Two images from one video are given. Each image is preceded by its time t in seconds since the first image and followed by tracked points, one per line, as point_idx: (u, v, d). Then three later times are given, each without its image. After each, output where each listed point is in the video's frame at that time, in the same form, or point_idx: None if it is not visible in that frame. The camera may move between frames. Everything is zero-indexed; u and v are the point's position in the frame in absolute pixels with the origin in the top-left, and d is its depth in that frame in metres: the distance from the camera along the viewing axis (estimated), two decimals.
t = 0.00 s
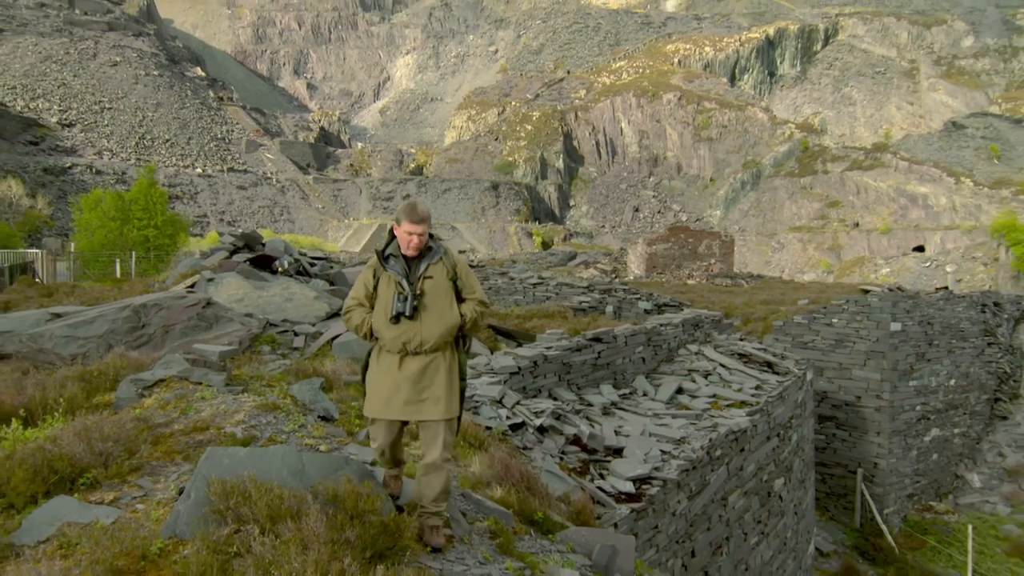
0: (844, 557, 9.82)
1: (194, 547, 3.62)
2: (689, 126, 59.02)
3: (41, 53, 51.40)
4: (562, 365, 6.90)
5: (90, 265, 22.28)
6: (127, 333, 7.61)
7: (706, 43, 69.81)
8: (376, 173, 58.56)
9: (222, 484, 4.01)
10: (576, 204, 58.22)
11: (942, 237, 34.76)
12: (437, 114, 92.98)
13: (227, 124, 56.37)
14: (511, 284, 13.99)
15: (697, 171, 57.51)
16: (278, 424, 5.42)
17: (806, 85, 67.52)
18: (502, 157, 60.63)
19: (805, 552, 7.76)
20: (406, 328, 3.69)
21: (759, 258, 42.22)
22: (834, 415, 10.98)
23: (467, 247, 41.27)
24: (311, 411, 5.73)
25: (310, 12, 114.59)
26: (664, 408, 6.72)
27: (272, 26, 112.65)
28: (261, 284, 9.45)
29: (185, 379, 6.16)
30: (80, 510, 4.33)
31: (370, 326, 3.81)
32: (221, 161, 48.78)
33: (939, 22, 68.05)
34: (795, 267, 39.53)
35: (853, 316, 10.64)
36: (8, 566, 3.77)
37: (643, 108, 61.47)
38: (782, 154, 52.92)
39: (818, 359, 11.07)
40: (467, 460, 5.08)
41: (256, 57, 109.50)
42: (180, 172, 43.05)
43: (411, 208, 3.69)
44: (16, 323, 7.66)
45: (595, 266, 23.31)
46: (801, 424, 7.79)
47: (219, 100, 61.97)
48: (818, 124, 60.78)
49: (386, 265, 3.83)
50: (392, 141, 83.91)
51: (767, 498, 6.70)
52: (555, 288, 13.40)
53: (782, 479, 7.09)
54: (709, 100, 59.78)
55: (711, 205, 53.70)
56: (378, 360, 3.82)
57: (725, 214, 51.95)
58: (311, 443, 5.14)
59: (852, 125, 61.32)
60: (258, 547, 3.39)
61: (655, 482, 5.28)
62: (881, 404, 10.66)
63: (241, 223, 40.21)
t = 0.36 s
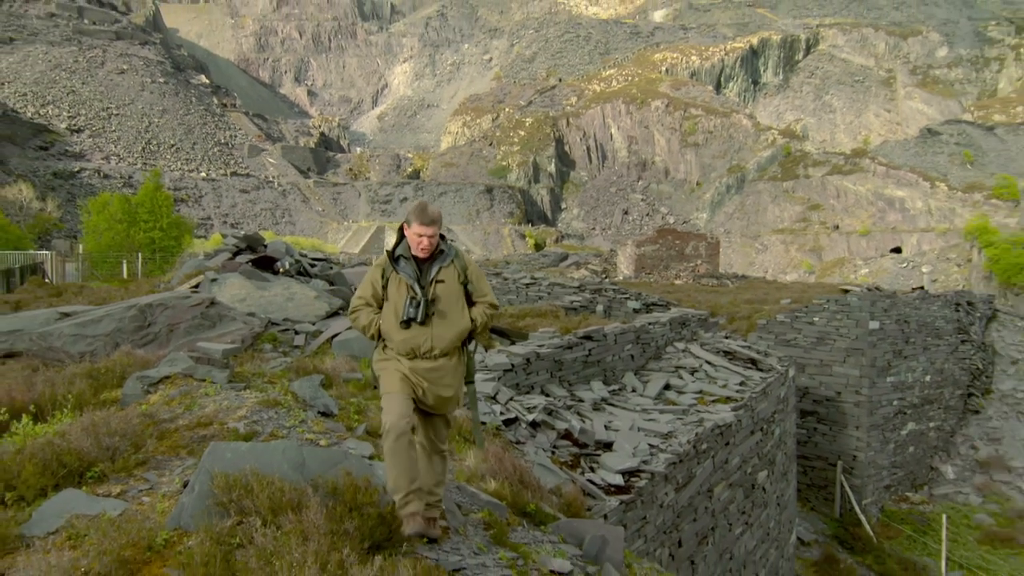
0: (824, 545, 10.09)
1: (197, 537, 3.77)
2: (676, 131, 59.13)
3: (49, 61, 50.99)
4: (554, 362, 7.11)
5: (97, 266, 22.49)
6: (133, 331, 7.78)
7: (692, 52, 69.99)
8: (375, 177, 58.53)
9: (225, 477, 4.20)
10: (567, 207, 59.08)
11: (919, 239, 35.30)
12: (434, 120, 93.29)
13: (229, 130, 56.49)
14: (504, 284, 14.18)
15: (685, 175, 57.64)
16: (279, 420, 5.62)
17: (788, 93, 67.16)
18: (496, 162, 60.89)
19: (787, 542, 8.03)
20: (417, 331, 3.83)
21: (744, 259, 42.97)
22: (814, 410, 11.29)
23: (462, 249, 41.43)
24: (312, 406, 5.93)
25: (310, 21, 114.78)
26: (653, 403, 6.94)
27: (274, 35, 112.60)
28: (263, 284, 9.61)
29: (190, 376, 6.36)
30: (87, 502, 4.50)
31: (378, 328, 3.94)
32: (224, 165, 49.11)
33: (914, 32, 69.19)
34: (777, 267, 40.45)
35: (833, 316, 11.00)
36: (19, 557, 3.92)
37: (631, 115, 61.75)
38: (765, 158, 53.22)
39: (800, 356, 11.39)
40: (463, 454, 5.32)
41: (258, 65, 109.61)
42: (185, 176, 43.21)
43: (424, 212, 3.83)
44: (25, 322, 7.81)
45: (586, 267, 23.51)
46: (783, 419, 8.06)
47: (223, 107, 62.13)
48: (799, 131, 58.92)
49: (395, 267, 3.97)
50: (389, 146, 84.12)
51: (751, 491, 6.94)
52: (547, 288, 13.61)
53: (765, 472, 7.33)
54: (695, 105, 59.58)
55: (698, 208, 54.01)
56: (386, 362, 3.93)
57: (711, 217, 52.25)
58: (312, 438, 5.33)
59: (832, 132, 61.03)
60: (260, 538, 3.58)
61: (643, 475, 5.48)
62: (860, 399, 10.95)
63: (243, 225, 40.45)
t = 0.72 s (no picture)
0: (804, 536, 10.37)
1: (197, 531, 3.92)
2: (662, 136, 60.10)
3: (54, 67, 51.27)
4: (544, 360, 7.30)
5: (98, 266, 22.61)
6: (134, 330, 7.91)
7: (677, 60, 71.12)
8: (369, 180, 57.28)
9: (223, 473, 4.34)
10: (556, 211, 58.88)
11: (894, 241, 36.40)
12: (427, 125, 93.76)
13: (229, 134, 56.40)
14: (495, 284, 14.40)
15: (670, 178, 58.61)
16: (276, 416, 5.80)
17: (770, 99, 67.17)
18: (487, 166, 61.17)
19: (768, 532, 8.28)
20: (429, 350, 3.70)
21: (726, 260, 43.09)
22: (795, 405, 11.53)
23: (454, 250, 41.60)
24: (308, 403, 6.12)
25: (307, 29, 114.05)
26: (639, 400, 7.15)
27: (272, 42, 111.62)
28: (261, 284, 9.75)
29: (189, 374, 6.53)
30: (90, 497, 4.63)
31: (384, 346, 3.72)
32: (223, 168, 49.11)
33: (890, 42, 69.22)
34: (759, 268, 40.33)
35: (813, 314, 11.25)
36: (23, 548, 4.05)
37: (618, 120, 62.51)
38: (748, 162, 53.97)
39: (780, 353, 11.69)
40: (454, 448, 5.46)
41: (257, 71, 109.49)
42: (185, 180, 43.57)
43: (432, 220, 3.68)
44: (26, 321, 7.90)
45: (574, 267, 23.79)
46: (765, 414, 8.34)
47: (221, 112, 62.07)
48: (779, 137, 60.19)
49: (400, 280, 3.76)
50: (384, 150, 84.48)
51: (734, 484, 7.19)
52: (537, 288, 13.84)
53: (747, 465, 7.58)
54: (681, 112, 61.33)
55: (683, 210, 54.43)
56: (394, 381, 3.74)
57: (695, 218, 52.75)
58: (309, 433, 5.51)
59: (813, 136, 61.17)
60: (259, 533, 3.75)
61: (629, 469, 5.67)
62: (839, 395, 11.20)
63: (242, 228, 40.68)
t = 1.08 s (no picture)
0: (780, 524, 10.70)
1: (196, 522, 4.11)
2: (645, 141, 60.20)
3: (57, 73, 50.94)
4: (531, 356, 7.53)
5: (100, 267, 22.69)
6: (135, 328, 8.07)
7: (660, 68, 70.73)
8: (364, 182, 57.58)
9: (221, 466, 4.53)
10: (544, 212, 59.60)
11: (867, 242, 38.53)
12: (419, 130, 94.25)
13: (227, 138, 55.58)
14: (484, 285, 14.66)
15: (653, 182, 58.49)
16: (272, 411, 6.02)
17: (748, 106, 68.76)
18: (478, 169, 61.51)
19: (746, 521, 8.59)
20: (433, 337, 3.69)
21: (707, 261, 43.59)
22: (772, 399, 11.85)
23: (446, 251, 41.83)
24: (303, 399, 6.33)
25: (302, 37, 116.02)
26: (623, 395, 7.42)
27: (269, 49, 113.21)
28: (257, 283, 9.90)
29: (188, 370, 6.75)
30: (92, 489, 4.81)
31: (388, 338, 3.65)
32: (223, 172, 48.80)
33: (862, 53, 71.98)
34: (738, 268, 41.26)
35: (789, 311, 11.57)
36: (27, 540, 4.22)
37: (603, 125, 62.59)
38: (726, 166, 53.83)
39: (758, 349, 12.01)
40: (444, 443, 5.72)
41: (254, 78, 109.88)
42: (185, 182, 44.02)
43: (422, 202, 3.69)
44: (30, 319, 7.99)
45: (560, 267, 24.05)
46: (742, 408, 8.67)
47: (221, 116, 61.59)
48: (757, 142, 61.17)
49: (395, 267, 3.73)
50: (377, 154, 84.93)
51: (714, 474, 7.50)
52: (525, 287, 14.08)
53: (726, 457, 7.88)
54: (664, 118, 61.19)
55: (665, 211, 54.28)
56: (398, 374, 3.70)
57: (677, 221, 52.37)
58: (304, 428, 5.72)
59: (789, 141, 62.84)
60: (254, 523, 3.93)
61: (614, 461, 5.91)
62: (813, 389, 11.52)
63: (240, 229, 41.10)
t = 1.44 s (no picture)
0: (756, 510, 10.99)
1: (195, 510, 4.33)
2: (627, 145, 60.83)
3: (61, 78, 52.26)
4: (518, 350, 7.79)
5: (102, 265, 23.31)
6: (136, 324, 8.26)
7: (641, 75, 71.67)
8: (358, 183, 57.95)
9: (219, 457, 4.74)
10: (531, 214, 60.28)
11: (838, 242, 38.82)
12: (411, 134, 94.94)
13: (225, 142, 56.47)
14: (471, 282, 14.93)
15: (635, 184, 59.13)
16: (269, 404, 6.25)
17: (725, 112, 68.48)
18: (467, 172, 62.03)
19: (723, 507, 8.93)
20: (438, 342, 3.61)
21: (686, 259, 45.03)
22: (748, 391, 12.27)
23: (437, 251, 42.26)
24: (298, 392, 6.56)
25: (299, 44, 117.62)
26: (606, 387, 7.72)
27: (266, 56, 114.99)
28: (255, 280, 10.06)
29: (188, 364, 7.00)
30: (94, 480, 4.99)
31: (390, 345, 3.64)
32: (220, 174, 49.82)
33: (832, 61, 71.45)
34: (716, 267, 42.23)
35: (763, 307, 12.02)
36: (33, 528, 4.42)
37: (587, 130, 63.11)
38: (705, 168, 55.10)
39: (735, 344, 12.46)
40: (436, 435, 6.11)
41: (251, 83, 111.42)
42: (184, 183, 44.74)
43: (430, 209, 3.66)
44: (35, 315, 8.16)
45: (546, 265, 24.41)
46: (719, 399, 9.06)
47: (219, 121, 62.42)
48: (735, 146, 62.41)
49: (403, 275, 3.76)
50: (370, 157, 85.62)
51: (693, 463, 7.84)
52: (511, 284, 14.33)
53: (705, 446, 8.25)
54: (644, 123, 62.13)
55: (646, 212, 55.45)
56: (400, 383, 3.68)
57: (658, 221, 53.50)
58: (300, 419, 5.95)
59: (764, 145, 63.30)
60: (253, 512, 4.13)
61: (597, 451, 6.16)
62: (787, 381, 11.92)
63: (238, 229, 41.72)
